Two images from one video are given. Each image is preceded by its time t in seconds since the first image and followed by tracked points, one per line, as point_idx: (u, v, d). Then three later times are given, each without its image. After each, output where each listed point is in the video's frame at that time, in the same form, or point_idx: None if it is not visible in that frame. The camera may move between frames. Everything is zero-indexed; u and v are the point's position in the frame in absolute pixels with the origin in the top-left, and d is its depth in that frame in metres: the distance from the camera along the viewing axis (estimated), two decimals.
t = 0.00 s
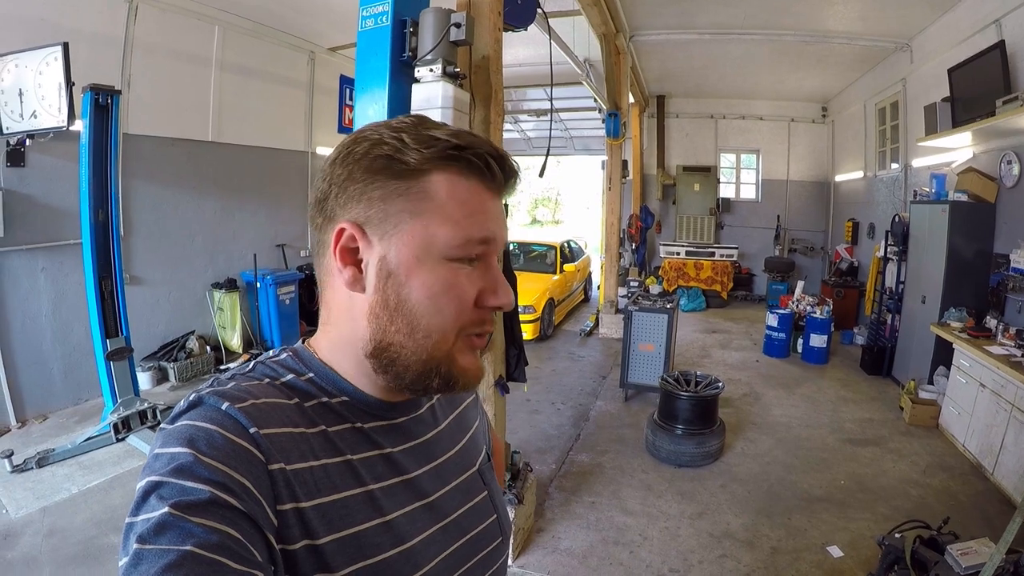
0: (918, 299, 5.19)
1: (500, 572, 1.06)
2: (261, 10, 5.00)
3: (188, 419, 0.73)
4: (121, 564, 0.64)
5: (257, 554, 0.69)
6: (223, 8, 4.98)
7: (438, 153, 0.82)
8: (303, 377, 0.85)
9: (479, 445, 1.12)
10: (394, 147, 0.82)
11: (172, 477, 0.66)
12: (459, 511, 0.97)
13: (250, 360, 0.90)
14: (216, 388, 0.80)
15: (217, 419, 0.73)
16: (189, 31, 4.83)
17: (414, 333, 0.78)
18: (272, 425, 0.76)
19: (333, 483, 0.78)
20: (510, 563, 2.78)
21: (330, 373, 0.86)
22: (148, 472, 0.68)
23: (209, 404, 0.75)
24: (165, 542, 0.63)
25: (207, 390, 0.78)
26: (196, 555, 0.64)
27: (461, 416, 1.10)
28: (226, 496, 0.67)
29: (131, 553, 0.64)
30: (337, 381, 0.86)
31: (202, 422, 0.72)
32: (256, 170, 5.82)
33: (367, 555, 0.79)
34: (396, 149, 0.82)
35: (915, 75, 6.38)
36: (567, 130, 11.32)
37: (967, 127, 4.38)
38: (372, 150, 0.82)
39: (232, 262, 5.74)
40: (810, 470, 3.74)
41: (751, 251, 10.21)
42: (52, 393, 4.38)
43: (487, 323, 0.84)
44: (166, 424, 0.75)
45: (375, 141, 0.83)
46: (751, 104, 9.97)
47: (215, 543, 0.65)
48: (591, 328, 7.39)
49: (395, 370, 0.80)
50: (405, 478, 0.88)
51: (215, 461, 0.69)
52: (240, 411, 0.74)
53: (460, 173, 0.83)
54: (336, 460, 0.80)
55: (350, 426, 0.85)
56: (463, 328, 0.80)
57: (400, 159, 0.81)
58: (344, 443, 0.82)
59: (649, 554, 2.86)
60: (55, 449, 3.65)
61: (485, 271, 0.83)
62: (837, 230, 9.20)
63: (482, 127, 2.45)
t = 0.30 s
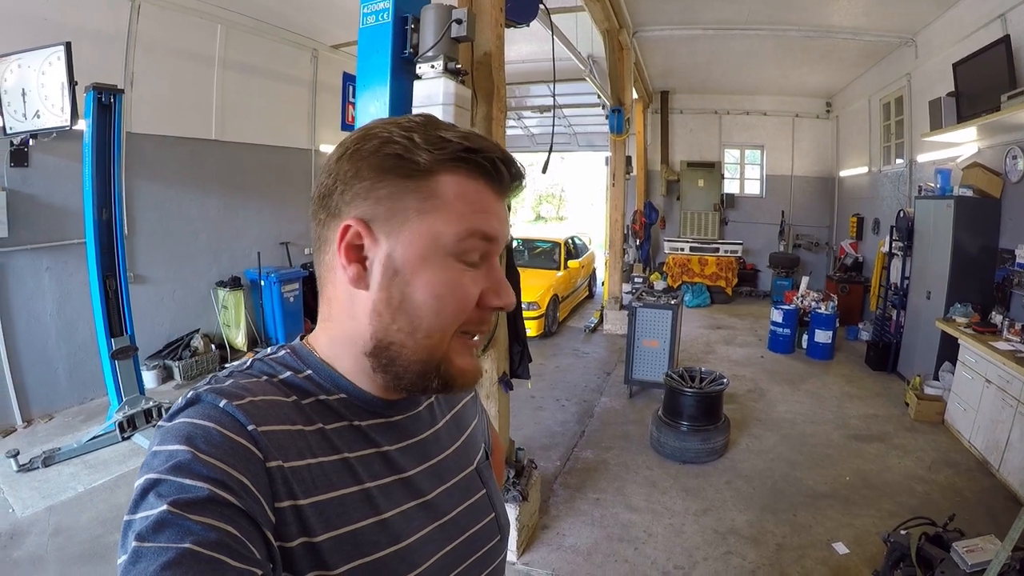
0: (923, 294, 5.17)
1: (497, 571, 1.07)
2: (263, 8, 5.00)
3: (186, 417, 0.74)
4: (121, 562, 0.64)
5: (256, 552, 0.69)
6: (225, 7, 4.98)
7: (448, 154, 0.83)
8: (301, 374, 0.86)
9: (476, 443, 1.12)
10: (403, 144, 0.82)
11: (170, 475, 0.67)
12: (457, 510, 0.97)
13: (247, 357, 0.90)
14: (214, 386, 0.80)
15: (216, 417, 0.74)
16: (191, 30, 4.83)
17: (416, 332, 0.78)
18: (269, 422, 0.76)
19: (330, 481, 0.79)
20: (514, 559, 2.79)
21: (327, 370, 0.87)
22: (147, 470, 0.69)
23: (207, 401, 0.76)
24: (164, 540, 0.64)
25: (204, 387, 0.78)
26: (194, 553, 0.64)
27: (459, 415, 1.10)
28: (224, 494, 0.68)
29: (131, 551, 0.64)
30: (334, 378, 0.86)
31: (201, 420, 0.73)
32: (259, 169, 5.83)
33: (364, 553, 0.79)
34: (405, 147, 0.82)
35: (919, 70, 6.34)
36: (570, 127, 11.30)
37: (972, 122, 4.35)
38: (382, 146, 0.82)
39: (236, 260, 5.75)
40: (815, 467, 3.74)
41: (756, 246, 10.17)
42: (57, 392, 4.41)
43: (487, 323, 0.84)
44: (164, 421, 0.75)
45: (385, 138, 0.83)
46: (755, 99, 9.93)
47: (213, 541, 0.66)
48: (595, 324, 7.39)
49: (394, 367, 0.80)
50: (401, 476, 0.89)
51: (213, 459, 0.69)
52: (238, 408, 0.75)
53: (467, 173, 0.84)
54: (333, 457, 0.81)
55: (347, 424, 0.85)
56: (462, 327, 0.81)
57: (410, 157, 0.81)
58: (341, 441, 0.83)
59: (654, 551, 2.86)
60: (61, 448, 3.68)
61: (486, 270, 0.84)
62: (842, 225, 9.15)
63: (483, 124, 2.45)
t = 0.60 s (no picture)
0: (924, 299, 5.17)
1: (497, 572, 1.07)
2: (266, 12, 5.02)
3: (187, 418, 0.74)
4: (121, 560, 0.64)
5: (256, 551, 0.69)
6: (228, 10, 5.00)
7: (373, 145, 0.84)
8: (300, 376, 0.86)
9: (475, 446, 1.12)
10: (344, 146, 0.87)
11: (171, 475, 0.67)
12: (456, 511, 0.97)
13: (248, 359, 0.90)
14: (214, 386, 0.80)
15: (216, 417, 0.74)
16: (194, 34, 4.85)
17: (337, 326, 0.80)
18: (269, 423, 0.76)
19: (330, 482, 0.79)
20: (514, 563, 2.78)
21: (323, 371, 0.86)
22: (148, 469, 0.69)
23: (208, 402, 0.76)
24: (165, 539, 0.64)
25: (205, 388, 0.79)
26: (194, 552, 0.64)
27: (457, 418, 1.10)
28: (225, 493, 0.68)
29: (131, 550, 0.64)
30: (331, 379, 0.86)
31: (201, 420, 0.73)
32: (260, 172, 5.85)
33: (363, 554, 0.79)
34: (344, 147, 0.86)
35: (920, 75, 6.36)
36: (572, 131, 11.32)
37: (973, 126, 4.36)
38: (329, 151, 0.88)
39: (237, 263, 5.76)
40: (816, 471, 3.72)
41: (757, 251, 10.17)
42: (58, 394, 4.41)
43: (418, 319, 0.81)
44: (164, 422, 0.75)
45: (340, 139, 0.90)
46: (756, 104, 9.95)
47: (214, 540, 0.66)
48: (596, 328, 7.38)
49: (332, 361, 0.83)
50: (401, 478, 0.89)
51: (214, 459, 0.70)
52: (238, 409, 0.75)
53: (391, 162, 0.83)
54: (333, 458, 0.80)
55: (346, 426, 0.85)
56: (382, 324, 0.79)
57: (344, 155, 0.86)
58: (340, 442, 0.83)
59: (655, 555, 2.85)
60: (61, 450, 3.68)
61: (411, 265, 0.81)
62: (843, 230, 9.16)
63: (484, 127, 2.45)
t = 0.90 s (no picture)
0: (920, 296, 5.19)
1: (497, 571, 1.07)
2: (263, 10, 5.00)
3: (188, 417, 0.74)
4: (122, 560, 0.63)
5: (257, 550, 0.69)
6: (226, 9, 4.98)
7: (358, 141, 0.84)
8: (300, 375, 0.86)
9: (475, 444, 1.12)
10: (330, 143, 0.87)
11: (171, 474, 0.67)
12: (457, 510, 0.97)
13: (248, 358, 0.90)
14: (214, 385, 0.80)
15: (216, 416, 0.74)
16: (191, 32, 4.83)
17: (332, 322, 0.81)
18: (270, 421, 0.77)
19: (330, 480, 0.79)
20: (513, 561, 2.79)
21: (322, 370, 0.87)
22: (149, 469, 0.69)
23: (208, 401, 0.76)
24: (165, 538, 0.64)
25: (205, 387, 0.79)
26: (195, 551, 0.64)
27: (458, 416, 1.10)
28: (225, 492, 0.68)
29: (132, 550, 0.64)
30: (330, 378, 0.86)
31: (202, 419, 0.73)
32: (257, 170, 5.83)
33: (363, 552, 0.79)
34: (330, 145, 0.86)
35: (917, 73, 6.37)
36: (569, 129, 11.32)
37: (970, 124, 4.37)
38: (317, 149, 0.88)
39: (234, 262, 5.75)
40: (813, 468, 3.74)
41: (755, 249, 10.19)
42: (55, 394, 4.40)
43: (412, 314, 0.81)
44: (164, 422, 0.75)
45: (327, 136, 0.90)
46: (754, 102, 9.96)
47: (214, 539, 0.66)
48: (594, 326, 7.39)
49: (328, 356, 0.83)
50: (401, 477, 0.89)
51: (214, 458, 0.70)
52: (238, 407, 0.75)
53: (378, 157, 0.83)
54: (333, 457, 0.81)
55: (346, 425, 0.85)
56: (376, 319, 0.80)
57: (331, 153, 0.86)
58: (340, 442, 0.83)
59: (653, 552, 2.86)
60: (59, 450, 3.67)
61: (402, 260, 0.81)
62: (840, 228, 9.18)
63: (483, 126, 2.45)
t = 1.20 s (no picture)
0: (922, 301, 5.17)
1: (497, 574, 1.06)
2: (265, 14, 5.02)
3: (189, 418, 0.74)
4: (123, 561, 0.63)
5: (257, 551, 0.69)
6: (228, 13, 5.00)
7: (364, 152, 0.82)
8: (300, 378, 0.85)
9: (475, 447, 1.12)
10: (333, 151, 0.84)
11: (172, 476, 0.67)
12: (456, 513, 0.97)
13: (248, 360, 0.90)
14: (215, 387, 0.80)
15: (217, 418, 0.74)
16: (193, 36, 4.85)
17: (345, 336, 0.80)
18: (270, 423, 0.76)
19: (330, 482, 0.78)
20: (514, 566, 2.77)
21: (324, 373, 0.86)
22: (149, 470, 0.69)
23: (209, 402, 0.76)
24: (166, 540, 0.64)
25: (206, 389, 0.78)
26: (195, 552, 0.64)
27: (457, 419, 1.10)
28: (226, 493, 0.68)
29: (132, 551, 0.64)
30: (332, 382, 0.86)
31: (202, 421, 0.73)
32: (259, 174, 5.84)
33: (363, 554, 0.79)
34: (334, 152, 0.84)
35: (917, 77, 6.38)
36: (570, 133, 11.34)
37: (970, 128, 4.37)
38: (318, 156, 0.86)
39: (236, 265, 5.75)
40: (816, 473, 3.73)
41: (756, 253, 10.18)
42: (56, 397, 4.40)
43: (428, 327, 0.81)
44: (165, 423, 0.75)
45: (326, 143, 0.87)
46: (754, 106, 9.97)
47: (215, 540, 0.66)
48: (595, 331, 7.38)
49: (338, 367, 0.83)
50: (401, 479, 0.88)
51: (214, 460, 0.69)
52: (239, 409, 0.75)
53: (387, 170, 0.81)
54: (333, 459, 0.80)
55: (346, 427, 0.85)
56: (392, 333, 0.80)
57: (335, 162, 0.84)
58: (341, 444, 0.82)
59: (655, 557, 2.85)
60: (60, 452, 3.67)
61: (417, 273, 0.81)
62: (841, 232, 9.17)
63: (484, 131, 2.45)
